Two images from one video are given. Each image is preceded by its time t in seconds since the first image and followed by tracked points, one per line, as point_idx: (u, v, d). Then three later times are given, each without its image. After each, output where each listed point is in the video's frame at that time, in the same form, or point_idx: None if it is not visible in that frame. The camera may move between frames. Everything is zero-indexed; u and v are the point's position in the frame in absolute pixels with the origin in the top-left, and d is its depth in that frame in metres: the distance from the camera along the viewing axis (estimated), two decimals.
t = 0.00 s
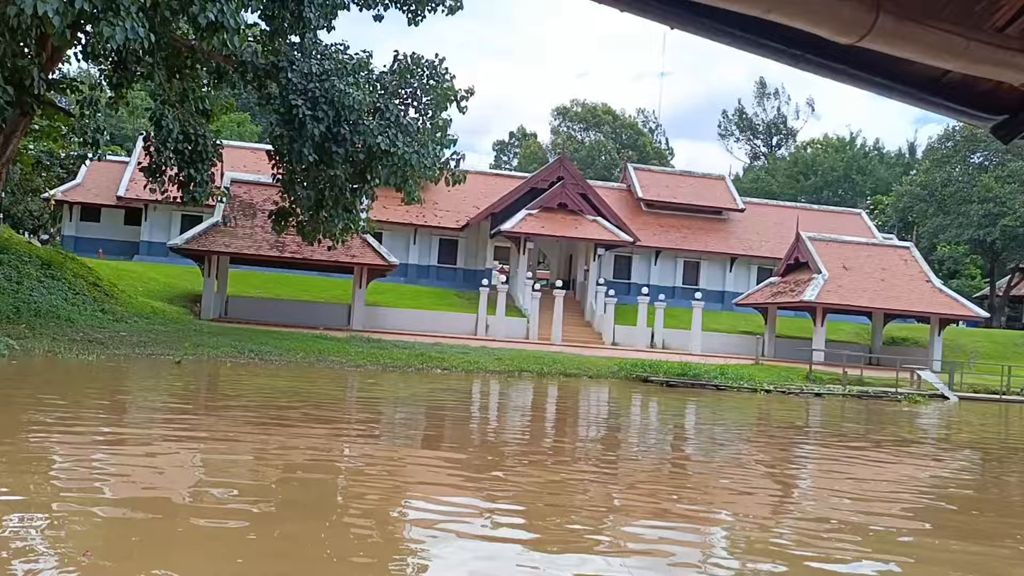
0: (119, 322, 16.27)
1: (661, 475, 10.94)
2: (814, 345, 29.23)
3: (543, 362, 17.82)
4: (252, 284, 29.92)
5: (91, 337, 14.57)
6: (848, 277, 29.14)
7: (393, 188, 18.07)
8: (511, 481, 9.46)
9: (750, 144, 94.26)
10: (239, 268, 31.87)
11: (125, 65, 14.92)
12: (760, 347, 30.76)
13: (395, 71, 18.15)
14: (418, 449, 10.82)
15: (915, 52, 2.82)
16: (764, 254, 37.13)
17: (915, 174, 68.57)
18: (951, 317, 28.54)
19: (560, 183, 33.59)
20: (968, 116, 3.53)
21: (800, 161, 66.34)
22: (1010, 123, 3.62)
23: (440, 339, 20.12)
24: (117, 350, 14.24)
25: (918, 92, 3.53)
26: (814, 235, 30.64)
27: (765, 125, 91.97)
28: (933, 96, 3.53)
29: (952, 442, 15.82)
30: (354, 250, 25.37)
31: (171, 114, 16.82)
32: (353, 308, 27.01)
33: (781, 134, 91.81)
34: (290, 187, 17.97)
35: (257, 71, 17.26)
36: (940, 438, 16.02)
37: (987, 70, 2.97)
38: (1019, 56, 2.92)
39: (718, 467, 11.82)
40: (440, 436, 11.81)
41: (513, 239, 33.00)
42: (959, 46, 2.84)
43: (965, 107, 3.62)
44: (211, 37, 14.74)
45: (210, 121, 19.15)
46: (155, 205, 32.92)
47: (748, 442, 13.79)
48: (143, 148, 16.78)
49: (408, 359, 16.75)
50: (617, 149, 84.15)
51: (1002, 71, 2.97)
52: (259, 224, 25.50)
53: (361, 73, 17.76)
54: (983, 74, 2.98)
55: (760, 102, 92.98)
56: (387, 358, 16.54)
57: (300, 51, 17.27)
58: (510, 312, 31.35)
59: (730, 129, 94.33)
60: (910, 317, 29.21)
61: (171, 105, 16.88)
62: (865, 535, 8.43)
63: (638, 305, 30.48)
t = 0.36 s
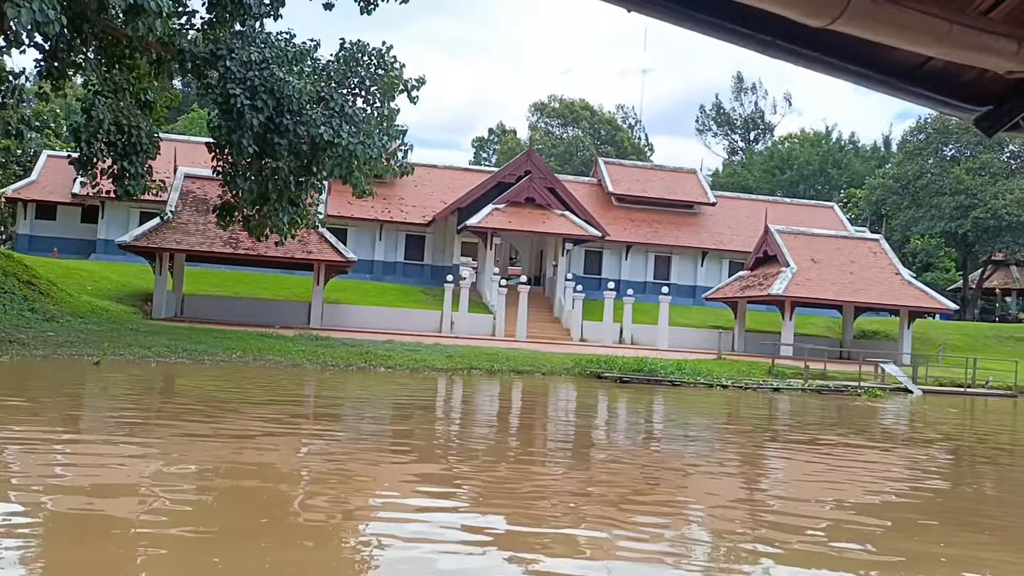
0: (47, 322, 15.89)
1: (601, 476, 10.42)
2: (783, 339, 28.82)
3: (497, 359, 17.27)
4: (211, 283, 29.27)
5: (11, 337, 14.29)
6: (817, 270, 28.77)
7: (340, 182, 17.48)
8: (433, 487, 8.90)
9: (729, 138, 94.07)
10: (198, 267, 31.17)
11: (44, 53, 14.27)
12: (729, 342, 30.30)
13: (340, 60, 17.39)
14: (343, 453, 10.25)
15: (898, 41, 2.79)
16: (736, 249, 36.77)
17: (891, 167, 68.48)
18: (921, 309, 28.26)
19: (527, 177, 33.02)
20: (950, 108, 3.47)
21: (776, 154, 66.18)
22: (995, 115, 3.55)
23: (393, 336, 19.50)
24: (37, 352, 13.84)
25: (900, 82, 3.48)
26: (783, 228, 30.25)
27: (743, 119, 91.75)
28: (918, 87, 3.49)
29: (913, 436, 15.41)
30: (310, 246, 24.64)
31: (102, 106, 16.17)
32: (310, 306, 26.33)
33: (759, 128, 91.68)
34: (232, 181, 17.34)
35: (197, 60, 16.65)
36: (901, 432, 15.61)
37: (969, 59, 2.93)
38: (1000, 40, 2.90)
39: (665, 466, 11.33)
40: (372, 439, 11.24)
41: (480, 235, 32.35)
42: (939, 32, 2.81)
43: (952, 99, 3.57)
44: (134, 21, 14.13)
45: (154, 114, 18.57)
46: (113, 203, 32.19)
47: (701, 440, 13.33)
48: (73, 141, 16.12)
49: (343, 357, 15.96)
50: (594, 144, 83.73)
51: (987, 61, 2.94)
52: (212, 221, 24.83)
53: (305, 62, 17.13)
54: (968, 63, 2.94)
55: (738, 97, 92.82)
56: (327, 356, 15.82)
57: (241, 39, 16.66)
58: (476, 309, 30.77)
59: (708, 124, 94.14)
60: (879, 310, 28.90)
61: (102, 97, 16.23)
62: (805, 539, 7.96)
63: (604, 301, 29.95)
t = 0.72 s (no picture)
0: None
1: (531, 485, 9.78)
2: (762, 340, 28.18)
3: (451, 360, 16.60)
4: (176, 283, 28.68)
5: None
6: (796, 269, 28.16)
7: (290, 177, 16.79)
8: (338, 503, 8.23)
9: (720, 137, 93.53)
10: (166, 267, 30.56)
11: None
12: (709, 343, 29.65)
13: (288, 50, 16.78)
14: (256, 463, 9.60)
15: (834, 17, 2.27)
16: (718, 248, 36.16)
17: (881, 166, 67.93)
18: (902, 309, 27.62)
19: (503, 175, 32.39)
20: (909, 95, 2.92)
21: (765, 153, 65.67)
22: (957, 103, 3.04)
23: (347, 336, 18.82)
24: None
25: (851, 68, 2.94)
26: (762, 226, 29.62)
27: (735, 118, 91.16)
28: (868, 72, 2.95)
29: (879, 439, 14.77)
30: (272, 243, 23.99)
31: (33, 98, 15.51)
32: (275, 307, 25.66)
33: (751, 127, 91.14)
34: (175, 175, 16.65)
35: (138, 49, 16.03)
36: (867, 436, 14.96)
37: (917, 41, 2.42)
38: (949, 18, 2.37)
39: (606, 475, 10.68)
40: (293, 446, 10.60)
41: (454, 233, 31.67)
42: (878, 5, 2.28)
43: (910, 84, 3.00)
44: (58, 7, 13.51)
45: (98, 107, 17.94)
46: (81, 202, 31.59)
47: (654, 446, 12.69)
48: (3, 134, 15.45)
49: (286, 357, 15.26)
50: (584, 144, 83.21)
51: (938, 44, 2.42)
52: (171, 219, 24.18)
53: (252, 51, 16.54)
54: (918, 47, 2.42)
55: (729, 96, 92.29)
56: (268, 356, 15.12)
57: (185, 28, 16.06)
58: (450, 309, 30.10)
59: (699, 123, 93.61)
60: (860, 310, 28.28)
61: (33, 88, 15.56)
62: (736, 558, 7.32)
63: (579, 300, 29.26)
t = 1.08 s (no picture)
0: None
1: (482, 486, 9.29)
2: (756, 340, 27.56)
3: (424, 359, 16.11)
4: (162, 280, 28.29)
5: None
6: (792, 268, 27.58)
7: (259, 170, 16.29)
8: (266, 503, 7.75)
9: (727, 136, 92.59)
10: (154, 263, 30.17)
11: None
12: (704, 343, 29.07)
13: (257, 40, 16.29)
14: (194, 462, 9.15)
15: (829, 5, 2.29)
16: (716, 247, 35.57)
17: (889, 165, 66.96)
18: (901, 310, 26.99)
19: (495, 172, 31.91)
20: (917, 88, 2.93)
21: (770, 152, 64.84)
22: (964, 97, 3.08)
23: (322, 334, 18.34)
24: None
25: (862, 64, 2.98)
26: (757, 224, 29.03)
27: (742, 117, 90.19)
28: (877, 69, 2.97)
29: (864, 443, 14.20)
30: (254, 240, 23.55)
31: None
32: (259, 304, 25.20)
33: (758, 126, 90.18)
34: (140, 168, 16.18)
35: (103, 39, 15.56)
36: (852, 439, 14.39)
37: (921, 29, 2.44)
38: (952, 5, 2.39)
39: (566, 477, 10.18)
40: (239, 445, 10.13)
41: (446, 230, 31.20)
42: None
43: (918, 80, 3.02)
44: None
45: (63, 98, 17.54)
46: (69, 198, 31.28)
47: (624, 447, 12.20)
48: None
49: (250, 354, 14.75)
50: (589, 143, 82.46)
51: (942, 32, 2.44)
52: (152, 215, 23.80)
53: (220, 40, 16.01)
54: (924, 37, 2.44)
55: (737, 94, 91.45)
56: (232, 354, 14.64)
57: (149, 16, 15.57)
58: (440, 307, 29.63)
59: (706, 122, 92.77)
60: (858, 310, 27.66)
61: None
62: (682, 563, 6.87)
63: (570, 299, 28.73)
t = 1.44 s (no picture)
0: None
1: (414, 496, 8.58)
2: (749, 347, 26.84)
3: (391, 361, 15.48)
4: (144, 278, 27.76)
5: None
6: (787, 273, 26.89)
7: (223, 164, 15.60)
8: (162, 516, 7.07)
9: (735, 141, 91.76)
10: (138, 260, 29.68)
11: None
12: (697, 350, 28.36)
13: (222, 27, 15.58)
14: (111, 466, 8.54)
15: None
16: (714, 251, 34.89)
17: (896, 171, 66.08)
18: (898, 318, 26.27)
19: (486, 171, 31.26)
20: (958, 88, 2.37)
21: (775, 157, 64.10)
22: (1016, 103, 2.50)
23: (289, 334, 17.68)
24: None
25: (901, 56, 2.43)
26: (752, 228, 28.33)
27: (750, 122, 89.36)
28: (912, 60, 2.38)
29: (845, 454, 13.49)
30: (232, 237, 22.97)
31: None
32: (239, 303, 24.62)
33: (766, 131, 89.33)
34: (99, 160, 15.52)
35: (60, 25, 14.91)
36: (833, 451, 13.67)
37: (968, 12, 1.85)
38: None
39: (515, 488, 9.51)
40: (165, 447, 9.48)
41: (436, 232, 30.58)
42: None
43: (969, 78, 2.45)
44: None
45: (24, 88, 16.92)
46: (53, 193, 30.80)
47: (587, 455, 11.57)
48: None
49: (203, 354, 14.06)
50: (595, 146, 81.80)
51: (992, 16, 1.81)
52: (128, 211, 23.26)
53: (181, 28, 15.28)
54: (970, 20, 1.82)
55: (745, 99, 90.67)
56: (185, 354, 13.97)
57: None
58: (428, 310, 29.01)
59: (714, 127, 92.01)
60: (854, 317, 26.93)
61: None
62: None
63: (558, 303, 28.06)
